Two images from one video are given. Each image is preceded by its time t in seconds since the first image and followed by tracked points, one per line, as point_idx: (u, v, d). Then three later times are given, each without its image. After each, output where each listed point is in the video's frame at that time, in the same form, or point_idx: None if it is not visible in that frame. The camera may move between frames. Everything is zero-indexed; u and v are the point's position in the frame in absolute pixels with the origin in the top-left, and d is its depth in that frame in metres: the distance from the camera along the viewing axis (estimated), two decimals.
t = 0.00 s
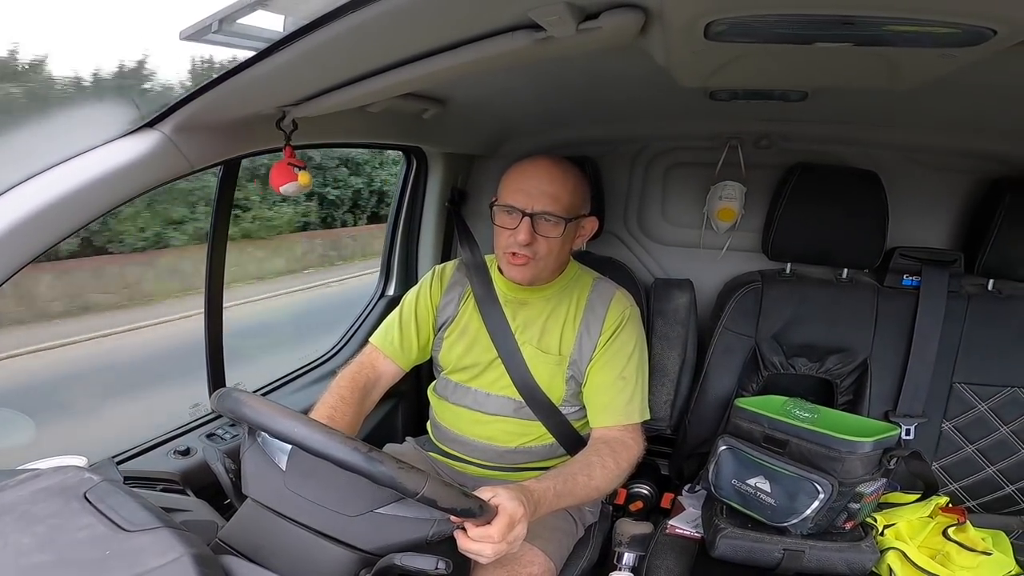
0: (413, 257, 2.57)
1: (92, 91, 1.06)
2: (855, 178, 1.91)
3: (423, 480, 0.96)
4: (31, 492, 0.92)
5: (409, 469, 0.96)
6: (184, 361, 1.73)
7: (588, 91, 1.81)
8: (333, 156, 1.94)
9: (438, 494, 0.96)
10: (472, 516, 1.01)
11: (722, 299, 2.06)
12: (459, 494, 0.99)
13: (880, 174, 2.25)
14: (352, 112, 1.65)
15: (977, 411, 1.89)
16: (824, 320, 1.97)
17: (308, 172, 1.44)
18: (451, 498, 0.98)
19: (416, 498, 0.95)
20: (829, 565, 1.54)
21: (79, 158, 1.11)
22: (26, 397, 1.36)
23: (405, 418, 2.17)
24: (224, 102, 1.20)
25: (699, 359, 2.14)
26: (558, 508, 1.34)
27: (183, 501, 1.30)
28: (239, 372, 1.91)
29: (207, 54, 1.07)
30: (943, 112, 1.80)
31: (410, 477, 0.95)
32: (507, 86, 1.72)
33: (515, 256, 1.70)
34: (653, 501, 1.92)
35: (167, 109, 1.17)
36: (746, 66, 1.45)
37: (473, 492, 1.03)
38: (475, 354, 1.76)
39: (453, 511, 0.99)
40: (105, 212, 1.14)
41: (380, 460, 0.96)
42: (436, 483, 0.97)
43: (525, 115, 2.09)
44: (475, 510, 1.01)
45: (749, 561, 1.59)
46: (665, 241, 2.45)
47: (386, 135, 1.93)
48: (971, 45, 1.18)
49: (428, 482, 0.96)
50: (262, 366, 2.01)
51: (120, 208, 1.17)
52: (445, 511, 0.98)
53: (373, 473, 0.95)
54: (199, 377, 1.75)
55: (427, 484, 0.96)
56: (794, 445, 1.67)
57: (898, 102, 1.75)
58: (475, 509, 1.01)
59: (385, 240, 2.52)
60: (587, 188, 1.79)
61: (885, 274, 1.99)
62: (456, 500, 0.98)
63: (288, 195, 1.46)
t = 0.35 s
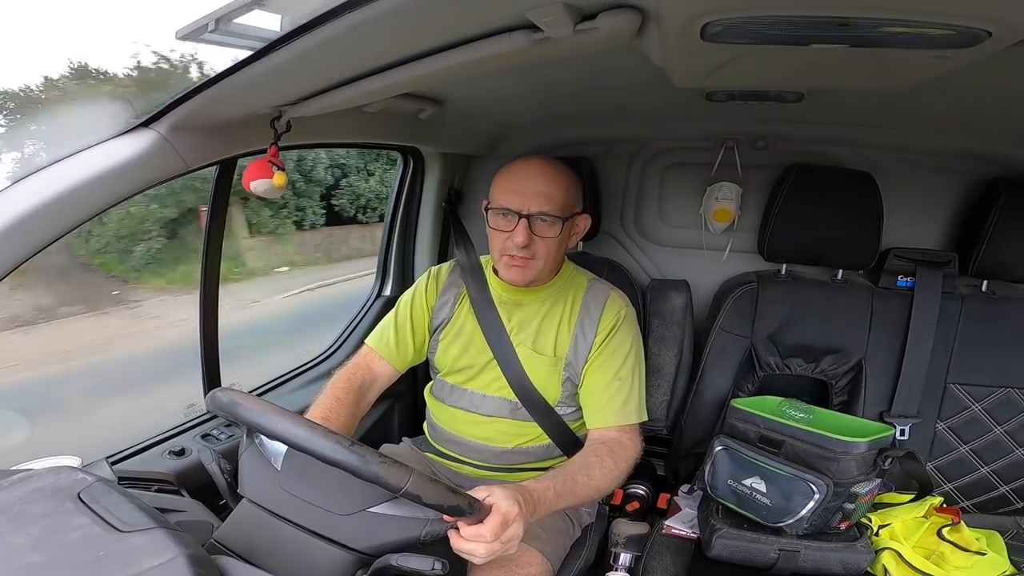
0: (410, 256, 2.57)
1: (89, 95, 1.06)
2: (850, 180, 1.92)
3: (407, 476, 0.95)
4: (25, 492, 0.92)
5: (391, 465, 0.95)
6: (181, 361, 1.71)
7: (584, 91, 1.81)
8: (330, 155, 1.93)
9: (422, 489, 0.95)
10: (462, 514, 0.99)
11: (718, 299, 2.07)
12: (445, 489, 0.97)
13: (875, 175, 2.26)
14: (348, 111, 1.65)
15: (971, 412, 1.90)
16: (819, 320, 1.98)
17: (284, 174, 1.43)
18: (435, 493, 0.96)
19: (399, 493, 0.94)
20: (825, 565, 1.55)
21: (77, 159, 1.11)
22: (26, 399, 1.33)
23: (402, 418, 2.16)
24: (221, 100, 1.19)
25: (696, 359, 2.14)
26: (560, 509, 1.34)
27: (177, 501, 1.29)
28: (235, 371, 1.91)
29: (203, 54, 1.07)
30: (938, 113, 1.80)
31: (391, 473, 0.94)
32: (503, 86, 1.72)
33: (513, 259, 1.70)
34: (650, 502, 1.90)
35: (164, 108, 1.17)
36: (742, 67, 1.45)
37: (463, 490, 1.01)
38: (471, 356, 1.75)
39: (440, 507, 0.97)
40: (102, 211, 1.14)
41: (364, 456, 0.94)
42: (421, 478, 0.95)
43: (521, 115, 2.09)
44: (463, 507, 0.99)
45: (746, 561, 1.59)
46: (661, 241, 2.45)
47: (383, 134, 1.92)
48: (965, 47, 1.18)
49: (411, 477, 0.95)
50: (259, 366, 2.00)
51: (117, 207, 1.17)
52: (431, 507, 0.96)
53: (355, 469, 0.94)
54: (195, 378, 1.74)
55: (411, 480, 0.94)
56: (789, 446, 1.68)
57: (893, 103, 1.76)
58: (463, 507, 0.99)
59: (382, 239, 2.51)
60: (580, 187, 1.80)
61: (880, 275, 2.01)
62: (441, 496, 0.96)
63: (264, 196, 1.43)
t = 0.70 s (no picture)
0: (409, 257, 2.57)
1: (87, 97, 1.06)
2: (848, 178, 1.92)
3: (392, 470, 0.93)
4: (24, 495, 0.91)
5: (376, 459, 0.94)
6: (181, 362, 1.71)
7: (581, 92, 1.81)
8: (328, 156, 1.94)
9: (409, 485, 0.92)
10: (451, 512, 0.97)
11: (717, 299, 2.07)
12: (432, 484, 0.95)
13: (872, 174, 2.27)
14: (346, 112, 1.65)
15: (970, 410, 1.90)
16: (818, 320, 1.98)
17: (308, 172, 1.43)
18: (422, 489, 0.93)
19: (383, 488, 0.92)
20: (825, 564, 1.55)
21: (74, 160, 1.11)
22: (23, 400, 1.32)
23: (401, 420, 2.16)
24: (218, 101, 1.19)
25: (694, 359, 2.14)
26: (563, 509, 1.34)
27: (177, 503, 1.29)
28: (234, 373, 1.91)
29: (201, 55, 1.07)
30: (935, 111, 1.81)
31: (377, 467, 0.92)
32: (500, 87, 1.72)
33: (513, 257, 1.70)
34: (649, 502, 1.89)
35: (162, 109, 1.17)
36: (740, 67, 1.46)
37: (455, 486, 0.98)
38: (472, 357, 1.75)
39: (428, 504, 0.94)
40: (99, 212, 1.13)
41: (348, 450, 0.94)
42: (406, 473, 0.93)
43: (519, 115, 2.09)
44: (453, 504, 0.97)
45: (747, 560, 1.59)
46: (660, 241, 2.46)
47: (381, 135, 1.92)
48: (961, 46, 1.19)
49: (397, 473, 0.92)
50: (259, 368, 2.00)
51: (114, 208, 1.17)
52: (420, 504, 0.94)
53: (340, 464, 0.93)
54: (194, 380, 1.74)
55: (396, 475, 0.92)
56: (789, 445, 1.68)
57: (890, 102, 1.76)
58: (455, 504, 0.97)
59: (381, 240, 2.51)
60: (579, 186, 1.80)
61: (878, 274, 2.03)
62: (429, 492, 0.94)
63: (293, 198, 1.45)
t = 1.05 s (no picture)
0: (410, 256, 2.56)
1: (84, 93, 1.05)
2: (850, 180, 1.92)
3: (372, 460, 0.93)
4: (22, 492, 0.92)
5: (355, 448, 0.94)
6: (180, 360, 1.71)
7: (583, 92, 1.81)
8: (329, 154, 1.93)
9: (388, 474, 0.93)
10: (437, 507, 0.95)
11: (718, 298, 2.06)
12: (414, 476, 0.94)
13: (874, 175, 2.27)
14: (348, 110, 1.65)
15: (969, 412, 1.90)
16: (818, 321, 1.98)
17: (290, 172, 1.43)
18: (401, 479, 0.93)
19: (363, 478, 0.92)
20: (823, 565, 1.55)
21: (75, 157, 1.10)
22: (24, 399, 1.33)
23: (401, 418, 2.16)
24: (220, 99, 1.19)
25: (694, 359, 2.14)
26: (569, 506, 1.34)
27: (175, 501, 1.29)
28: (234, 371, 1.91)
29: (204, 53, 1.07)
30: (937, 113, 1.81)
31: (357, 457, 0.93)
32: (502, 86, 1.72)
33: (502, 253, 1.70)
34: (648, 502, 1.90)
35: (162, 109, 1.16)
36: (741, 68, 1.46)
37: (441, 480, 0.97)
38: (471, 356, 1.75)
39: (410, 496, 0.94)
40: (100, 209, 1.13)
41: (327, 437, 0.94)
42: (386, 463, 0.93)
43: (521, 115, 2.09)
44: (437, 498, 0.95)
45: (744, 561, 1.59)
46: (661, 241, 2.45)
47: (382, 134, 1.92)
48: (963, 48, 1.18)
49: (377, 462, 0.93)
50: (258, 366, 2.00)
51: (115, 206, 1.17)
52: (401, 496, 0.93)
53: (319, 452, 0.94)
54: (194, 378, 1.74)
55: (375, 465, 0.92)
56: (788, 446, 1.68)
57: (892, 104, 1.76)
58: (440, 498, 0.96)
59: (382, 239, 2.51)
60: (568, 181, 1.79)
61: (879, 276, 2.01)
62: (411, 484, 0.93)
63: (271, 196, 1.43)
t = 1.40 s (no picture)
0: (413, 255, 2.57)
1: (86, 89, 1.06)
2: (856, 180, 1.91)
3: (369, 454, 0.91)
4: (27, 488, 0.92)
5: (351, 442, 0.92)
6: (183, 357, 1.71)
7: (588, 90, 1.80)
8: (333, 152, 1.93)
9: (384, 468, 0.90)
10: (436, 503, 0.92)
11: (722, 297, 2.06)
12: (410, 470, 0.91)
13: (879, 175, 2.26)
14: (353, 108, 1.65)
15: (974, 414, 1.89)
16: (822, 322, 1.97)
17: (309, 167, 1.42)
18: (397, 473, 0.90)
19: (359, 472, 0.90)
20: (825, 566, 1.55)
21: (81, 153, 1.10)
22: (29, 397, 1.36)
23: (404, 416, 2.17)
24: (223, 98, 1.19)
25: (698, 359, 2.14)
26: (577, 502, 1.29)
27: (180, 498, 1.30)
28: (238, 368, 1.91)
29: (209, 50, 1.07)
30: (944, 113, 1.80)
31: (352, 451, 0.91)
32: (507, 84, 1.72)
33: (507, 251, 1.70)
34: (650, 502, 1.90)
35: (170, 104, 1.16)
36: (747, 67, 1.45)
37: (439, 476, 0.94)
38: (474, 355, 1.75)
39: (407, 491, 0.91)
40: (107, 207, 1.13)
41: (324, 433, 0.93)
42: (382, 457, 0.91)
43: (525, 113, 2.09)
44: (435, 494, 0.92)
45: (746, 561, 1.59)
46: (665, 241, 2.45)
47: (386, 132, 1.92)
48: (972, 47, 1.17)
49: (373, 456, 0.90)
50: (263, 363, 2.01)
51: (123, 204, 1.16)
52: (399, 491, 0.91)
53: (315, 447, 0.93)
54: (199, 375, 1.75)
55: (371, 458, 0.90)
56: (791, 446, 1.67)
57: (899, 103, 1.75)
58: (438, 494, 0.92)
59: (386, 237, 2.52)
60: (571, 178, 1.79)
61: (884, 276, 2.02)
62: (407, 478, 0.91)
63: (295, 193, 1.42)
